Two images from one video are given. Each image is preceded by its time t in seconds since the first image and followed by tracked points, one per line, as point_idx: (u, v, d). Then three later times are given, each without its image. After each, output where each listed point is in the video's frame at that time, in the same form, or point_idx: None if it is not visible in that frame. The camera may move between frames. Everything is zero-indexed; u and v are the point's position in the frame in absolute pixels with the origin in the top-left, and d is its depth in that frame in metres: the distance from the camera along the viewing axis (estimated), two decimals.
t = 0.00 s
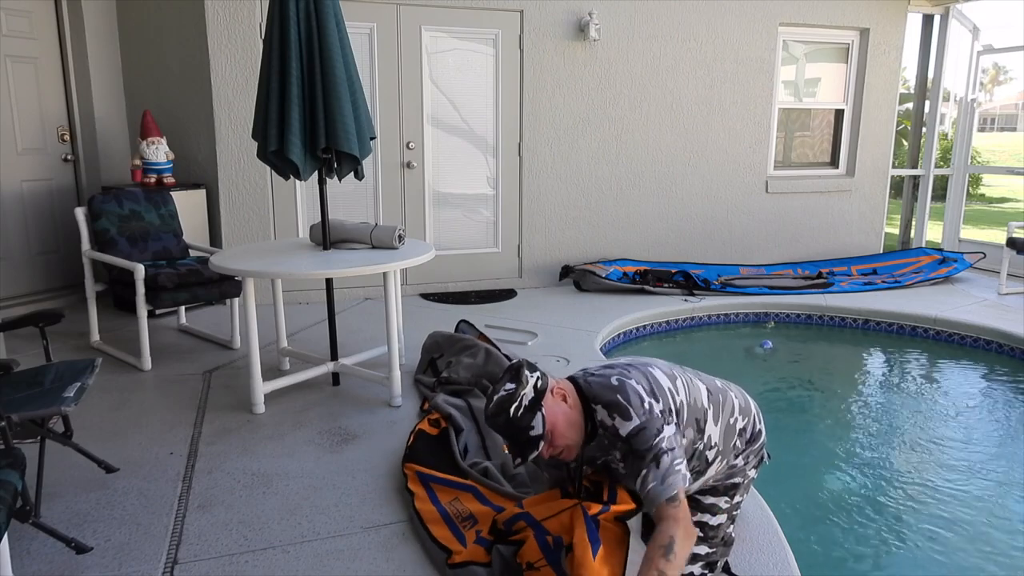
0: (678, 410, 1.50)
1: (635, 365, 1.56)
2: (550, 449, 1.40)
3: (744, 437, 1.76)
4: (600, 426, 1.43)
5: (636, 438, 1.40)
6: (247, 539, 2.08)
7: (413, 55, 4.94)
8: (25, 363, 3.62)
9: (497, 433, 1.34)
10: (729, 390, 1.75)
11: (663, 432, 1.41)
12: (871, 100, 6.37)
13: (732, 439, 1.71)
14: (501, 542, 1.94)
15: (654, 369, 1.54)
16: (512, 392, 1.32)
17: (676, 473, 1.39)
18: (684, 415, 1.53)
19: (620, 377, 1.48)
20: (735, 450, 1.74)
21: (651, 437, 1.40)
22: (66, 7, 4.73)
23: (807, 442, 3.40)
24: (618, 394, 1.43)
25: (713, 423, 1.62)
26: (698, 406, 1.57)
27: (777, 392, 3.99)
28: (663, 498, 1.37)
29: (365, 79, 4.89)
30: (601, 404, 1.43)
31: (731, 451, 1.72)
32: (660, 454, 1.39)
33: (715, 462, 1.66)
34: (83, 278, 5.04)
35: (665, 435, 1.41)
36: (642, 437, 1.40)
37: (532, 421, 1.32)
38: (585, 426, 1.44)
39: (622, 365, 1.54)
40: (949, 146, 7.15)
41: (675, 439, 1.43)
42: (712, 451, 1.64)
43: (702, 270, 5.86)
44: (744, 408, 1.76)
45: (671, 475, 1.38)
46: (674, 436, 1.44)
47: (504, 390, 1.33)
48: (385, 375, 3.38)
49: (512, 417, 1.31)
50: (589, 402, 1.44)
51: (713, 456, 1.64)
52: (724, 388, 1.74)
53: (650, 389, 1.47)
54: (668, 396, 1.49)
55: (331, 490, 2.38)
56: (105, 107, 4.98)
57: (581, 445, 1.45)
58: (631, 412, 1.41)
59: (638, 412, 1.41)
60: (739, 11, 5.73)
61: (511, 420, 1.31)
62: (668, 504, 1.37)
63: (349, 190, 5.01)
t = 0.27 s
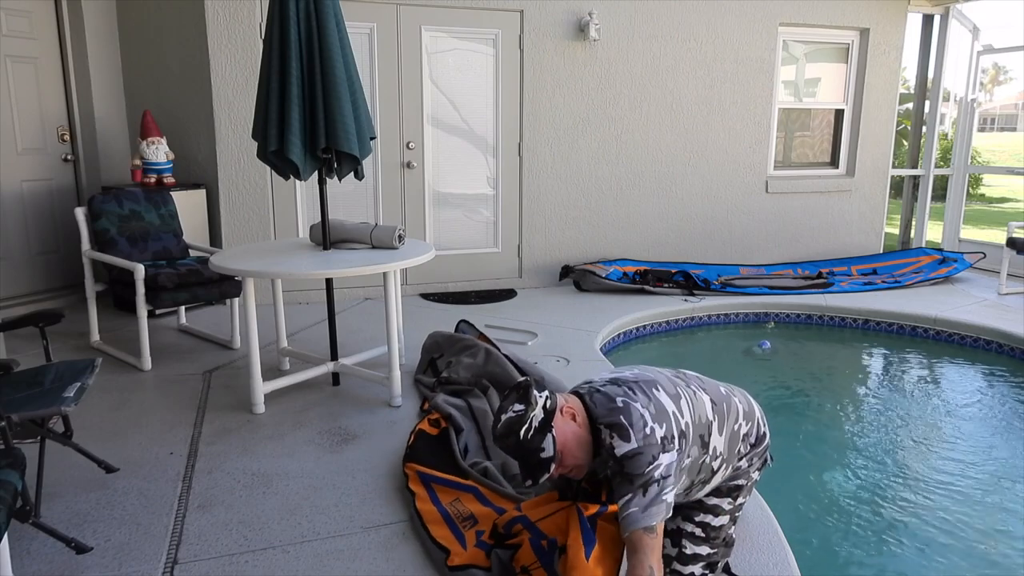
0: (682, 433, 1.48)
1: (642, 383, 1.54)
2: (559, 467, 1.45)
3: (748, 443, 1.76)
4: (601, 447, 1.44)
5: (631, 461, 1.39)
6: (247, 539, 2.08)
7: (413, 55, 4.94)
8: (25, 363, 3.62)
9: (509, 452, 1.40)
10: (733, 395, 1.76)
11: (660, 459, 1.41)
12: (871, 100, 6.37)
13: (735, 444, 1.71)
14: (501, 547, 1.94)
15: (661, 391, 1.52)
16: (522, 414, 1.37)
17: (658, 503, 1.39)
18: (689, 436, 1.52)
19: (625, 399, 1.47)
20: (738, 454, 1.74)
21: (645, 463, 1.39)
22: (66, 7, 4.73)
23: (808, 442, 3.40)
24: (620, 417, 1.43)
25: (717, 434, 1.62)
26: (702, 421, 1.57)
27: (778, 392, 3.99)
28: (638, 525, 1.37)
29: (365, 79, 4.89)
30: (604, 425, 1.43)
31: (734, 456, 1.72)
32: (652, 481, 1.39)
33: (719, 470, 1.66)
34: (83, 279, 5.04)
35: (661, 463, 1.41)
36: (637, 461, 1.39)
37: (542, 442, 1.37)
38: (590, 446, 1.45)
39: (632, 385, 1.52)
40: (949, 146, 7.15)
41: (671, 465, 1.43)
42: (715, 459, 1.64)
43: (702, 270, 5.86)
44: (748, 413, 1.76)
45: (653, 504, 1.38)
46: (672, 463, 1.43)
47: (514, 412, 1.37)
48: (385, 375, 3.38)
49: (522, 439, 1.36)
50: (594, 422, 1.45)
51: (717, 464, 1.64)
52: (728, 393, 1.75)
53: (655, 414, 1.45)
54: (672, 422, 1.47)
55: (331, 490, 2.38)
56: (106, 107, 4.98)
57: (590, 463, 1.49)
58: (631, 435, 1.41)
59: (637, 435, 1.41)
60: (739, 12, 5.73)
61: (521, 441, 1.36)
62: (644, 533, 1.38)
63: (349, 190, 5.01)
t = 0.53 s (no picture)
0: (677, 429, 1.49)
1: (634, 381, 1.54)
2: (553, 471, 1.43)
3: (746, 444, 1.77)
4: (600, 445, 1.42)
5: (634, 459, 1.38)
6: (246, 539, 2.08)
7: (413, 55, 4.94)
8: (25, 363, 3.63)
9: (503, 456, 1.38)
10: (731, 396, 1.75)
11: (659, 455, 1.41)
12: (871, 100, 6.37)
13: (734, 446, 1.71)
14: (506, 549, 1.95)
15: (655, 388, 1.52)
16: (516, 419, 1.36)
17: (667, 501, 1.41)
18: (684, 433, 1.52)
19: (620, 395, 1.46)
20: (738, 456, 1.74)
21: (647, 459, 1.39)
22: (66, 7, 4.73)
23: (807, 442, 3.40)
24: (616, 412, 1.43)
25: (714, 434, 1.62)
26: (699, 421, 1.57)
27: (777, 392, 3.99)
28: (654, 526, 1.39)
29: (365, 80, 4.89)
30: (602, 423, 1.42)
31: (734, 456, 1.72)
32: (655, 479, 1.40)
33: (717, 471, 1.66)
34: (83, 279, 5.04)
35: (661, 459, 1.41)
36: (639, 458, 1.38)
37: (536, 447, 1.36)
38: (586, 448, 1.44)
39: (624, 381, 1.53)
40: (950, 146, 7.15)
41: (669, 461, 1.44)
42: (714, 460, 1.64)
43: (702, 270, 5.86)
44: (747, 413, 1.77)
45: (663, 502, 1.40)
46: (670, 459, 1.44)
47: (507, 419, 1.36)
48: (385, 375, 3.38)
49: (515, 445, 1.35)
50: (590, 422, 1.44)
51: (715, 466, 1.64)
52: (725, 394, 1.74)
53: (650, 408, 1.46)
54: (668, 416, 1.48)
55: (331, 490, 2.38)
56: (106, 107, 4.98)
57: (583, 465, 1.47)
58: (631, 432, 1.40)
59: (636, 432, 1.40)
60: (739, 12, 5.73)
61: (515, 445, 1.35)
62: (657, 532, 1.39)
63: (349, 190, 5.01)
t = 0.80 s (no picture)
0: (670, 427, 1.50)
1: (627, 381, 1.55)
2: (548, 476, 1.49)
3: (742, 443, 1.76)
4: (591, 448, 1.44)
5: (623, 456, 1.40)
6: (246, 539, 2.08)
7: (413, 55, 4.94)
8: (25, 363, 3.63)
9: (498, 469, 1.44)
10: (727, 395, 1.75)
11: (650, 453, 1.42)
12: (871, 100, 6.37)
13: (730, 445, 1.71)
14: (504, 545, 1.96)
15: (648, 387, 1.53)
16: (509, 445, 1.37)
17: (655, 499, 1.42)
18: (678, 430, 1.52)
19: (611, 393, 1.48)
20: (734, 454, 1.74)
21: (636, 456, 1.40)
22: (66, 7, 4.73)
23: (807, 442, 3.40)
24: (607, 409, 1.44)
25: (708, 432, 1.62)
26: (692, 418, 1.57)
27: (777, 392, 3.99)
28: (639, 523, 1.42)
29: (365, 79, 4.89)
30: (593, 423, 1.44)
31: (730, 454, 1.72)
32: (644, 476, 1.41)
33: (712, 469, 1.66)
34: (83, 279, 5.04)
35: (652, 456, 1.42)
36: (628, 455, 1.40)
37: (528, 467, 1.40)
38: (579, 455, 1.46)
39: (616, 380, 1.54)
40: (950, 146, 7.15)
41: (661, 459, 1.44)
42: (710, 459, 1.64)
43: (702, 270, 5.86)
44: (742, 412, 1.77)
45: (651, 500, 1.41)
46: (661, 456, 1.44)
47: (498, 441, 1.37)
48: (385, 375, 3.38)
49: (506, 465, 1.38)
50: (582, 424, 1.46)
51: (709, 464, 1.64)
52: (722, 393, 1.75)
53: (641, 405, 1.47)
54: (660, 413, 1.49)
55: (331, 490, 2.38)
56: (105, 107, 4.98)
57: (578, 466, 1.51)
58: (619, 429, 1.41)
59: (625, 429, 1.41)
60: (739, 12, 5.73)
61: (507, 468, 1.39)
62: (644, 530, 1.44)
63: (349, 190, 5.01)
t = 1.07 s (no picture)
0: (665, 407, 1.47)
1: (625, 361, 1.54)
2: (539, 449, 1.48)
3: (739, 436, 1.76)
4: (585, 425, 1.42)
5: (613, 430, 1.38)
6: (246, 539, 2.08)
7: (413, 55, 4.94)
8: (25, 363, 3.63)
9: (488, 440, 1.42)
10: (726, 388, 1.76)
11: (640, 428, 1.39)
12: (871, 100, 6.37)
13: (727, 437, 1.71)
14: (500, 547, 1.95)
15: (646, 365, 1.52)
16: (499, 415, 1.35)
17: (637, 470, 1.36)
18: (675, 411, 1.50)
19: (608, 371, 1.47)
20: (730, 448, 1.74)
21: (626, 431, 1.38)
22: (66, 7, 4.73)
23: (808, 442, 3.39)
24: (602, 386, 1.43)
25: (706, 419, 1.60)
26: (689, 404, 1.56)
27: (777, 392, 3.99)
28: (616, 492, 1.35)
29: (365, 79, 4.89)
30: (586, 398, 1.43)
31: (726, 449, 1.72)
32: (631, 449, 1.37)
33: (711, 458, 1.65)
34: (83, 279, 5.04)
35: (643, 431, 1.39)
36: (617, 429, 1.38)
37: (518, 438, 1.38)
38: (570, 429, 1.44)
39: (612, 360, 1.53)
40: (949, 146, 7.15)
41: (652, 435, 1.41)
42: (706, 449, 1.63)
43: (702, 270, 5.86)
44: (740, 405, 1.77)
45: (630, 471, 1.35)
46: (653, 433, 1.41)
47: (489, 409, 1.36)
48: (385, 375, 3.38)
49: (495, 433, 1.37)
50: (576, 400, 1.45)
51: (707, 452, 1.63)
52: (720, 385, 1.75)
53: (636, 382, 1.45)
54: (655, 391, 1.46)
55: (331, 490, 2.38)
56: (105, 107, 4.98)
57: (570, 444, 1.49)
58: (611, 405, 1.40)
59: (617, 405, 1.40)
60: (739, 12, 5.73)
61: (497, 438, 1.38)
62: (617, 500, 1.35)
63: (349, 190, 5.01)
